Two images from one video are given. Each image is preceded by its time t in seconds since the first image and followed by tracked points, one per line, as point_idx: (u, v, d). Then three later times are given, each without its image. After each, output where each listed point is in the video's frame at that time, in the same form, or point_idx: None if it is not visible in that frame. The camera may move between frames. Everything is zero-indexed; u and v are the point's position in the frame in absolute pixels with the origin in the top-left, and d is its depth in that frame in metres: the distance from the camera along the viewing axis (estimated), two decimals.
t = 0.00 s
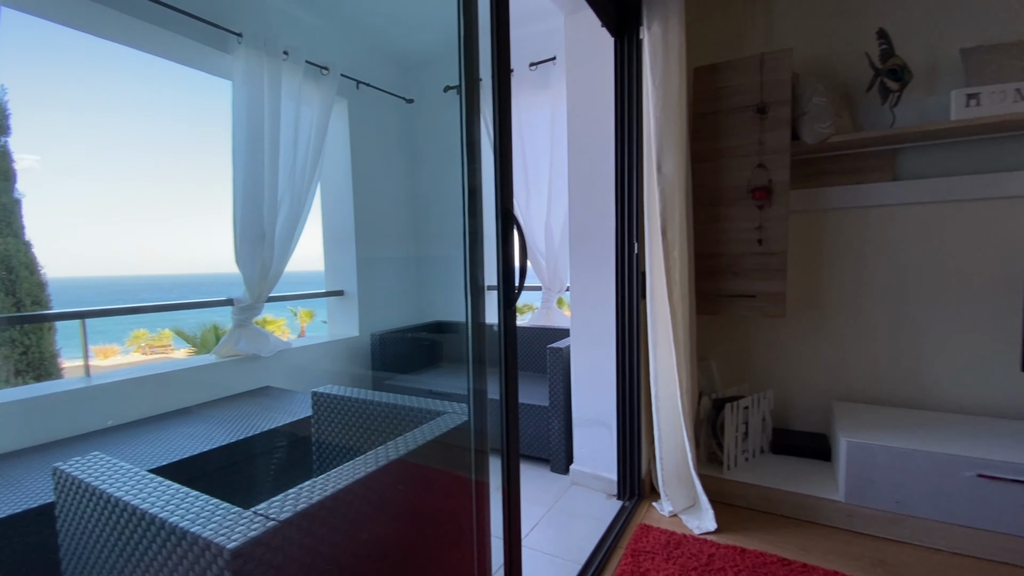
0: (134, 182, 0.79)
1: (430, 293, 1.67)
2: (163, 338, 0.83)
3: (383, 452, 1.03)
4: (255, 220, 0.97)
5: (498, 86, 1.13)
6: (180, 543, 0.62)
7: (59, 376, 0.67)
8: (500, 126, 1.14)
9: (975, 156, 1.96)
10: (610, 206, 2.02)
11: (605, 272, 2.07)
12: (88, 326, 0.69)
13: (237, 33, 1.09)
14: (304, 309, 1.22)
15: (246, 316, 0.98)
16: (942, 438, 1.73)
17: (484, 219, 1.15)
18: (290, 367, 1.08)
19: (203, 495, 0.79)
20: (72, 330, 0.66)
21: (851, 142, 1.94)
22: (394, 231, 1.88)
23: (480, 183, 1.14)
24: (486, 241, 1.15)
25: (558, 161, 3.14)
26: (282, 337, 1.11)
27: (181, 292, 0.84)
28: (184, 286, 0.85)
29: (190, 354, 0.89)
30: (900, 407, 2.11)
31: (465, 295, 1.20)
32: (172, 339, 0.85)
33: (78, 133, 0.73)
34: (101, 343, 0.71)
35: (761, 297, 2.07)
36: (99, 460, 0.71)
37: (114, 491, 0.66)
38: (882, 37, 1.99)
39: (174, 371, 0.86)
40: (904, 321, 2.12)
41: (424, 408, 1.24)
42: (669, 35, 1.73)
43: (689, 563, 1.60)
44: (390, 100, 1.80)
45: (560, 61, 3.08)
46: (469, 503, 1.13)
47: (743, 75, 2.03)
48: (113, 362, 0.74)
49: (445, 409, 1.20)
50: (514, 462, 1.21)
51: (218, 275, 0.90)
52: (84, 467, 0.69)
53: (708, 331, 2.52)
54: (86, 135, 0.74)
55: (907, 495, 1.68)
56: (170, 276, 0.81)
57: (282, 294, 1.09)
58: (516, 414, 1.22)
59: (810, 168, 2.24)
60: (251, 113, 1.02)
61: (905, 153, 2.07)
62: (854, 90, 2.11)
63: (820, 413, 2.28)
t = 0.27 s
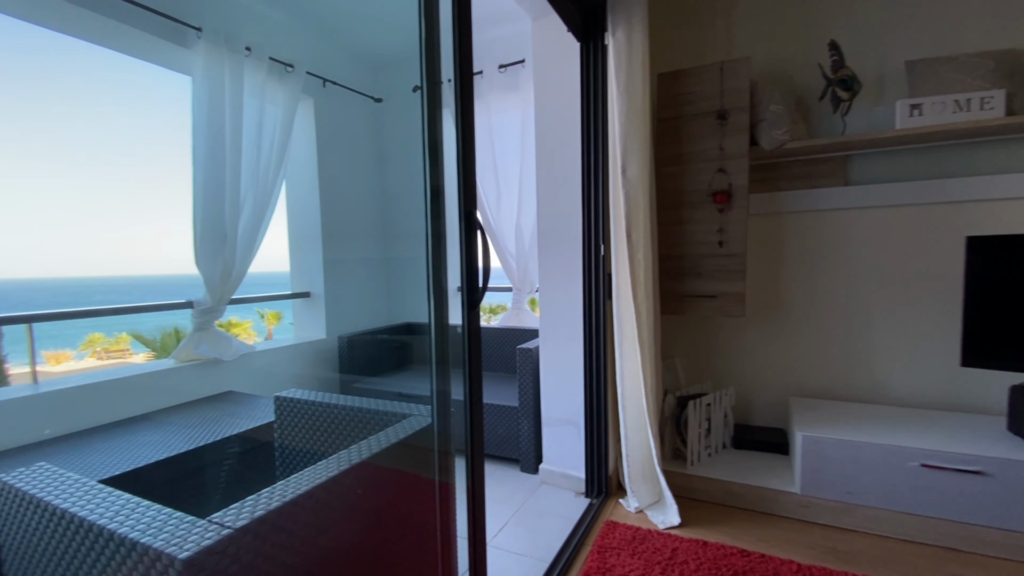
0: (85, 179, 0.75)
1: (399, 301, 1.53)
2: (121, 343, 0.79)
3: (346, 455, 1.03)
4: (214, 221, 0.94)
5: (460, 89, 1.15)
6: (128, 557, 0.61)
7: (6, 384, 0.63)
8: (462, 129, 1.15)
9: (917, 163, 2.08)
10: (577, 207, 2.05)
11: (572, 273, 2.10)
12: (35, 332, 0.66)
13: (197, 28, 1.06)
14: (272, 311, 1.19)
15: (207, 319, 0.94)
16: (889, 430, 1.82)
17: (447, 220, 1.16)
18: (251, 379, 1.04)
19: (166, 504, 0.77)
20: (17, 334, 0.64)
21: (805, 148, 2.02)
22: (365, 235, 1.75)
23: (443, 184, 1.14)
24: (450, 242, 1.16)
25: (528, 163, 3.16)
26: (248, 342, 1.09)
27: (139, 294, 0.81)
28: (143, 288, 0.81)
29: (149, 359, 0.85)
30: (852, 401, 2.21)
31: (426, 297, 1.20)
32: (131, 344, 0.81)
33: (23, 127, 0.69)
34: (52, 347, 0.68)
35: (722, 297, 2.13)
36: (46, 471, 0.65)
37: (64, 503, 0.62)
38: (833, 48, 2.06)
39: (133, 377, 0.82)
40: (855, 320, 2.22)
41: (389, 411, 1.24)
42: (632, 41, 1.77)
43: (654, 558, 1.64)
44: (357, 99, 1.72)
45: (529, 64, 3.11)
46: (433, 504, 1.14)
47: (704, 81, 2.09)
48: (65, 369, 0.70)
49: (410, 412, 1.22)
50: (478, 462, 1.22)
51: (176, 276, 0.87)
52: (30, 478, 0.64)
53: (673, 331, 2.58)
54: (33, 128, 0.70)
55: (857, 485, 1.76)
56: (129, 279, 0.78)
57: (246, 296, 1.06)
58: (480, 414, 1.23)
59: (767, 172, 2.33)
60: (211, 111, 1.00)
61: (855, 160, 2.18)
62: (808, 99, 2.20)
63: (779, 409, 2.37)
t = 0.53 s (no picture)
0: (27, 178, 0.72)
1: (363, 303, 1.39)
2: (74, 348, 0.76)
3: (306, 461, 1.01)
4: (171, 222, 0.90)
5: (419, 91, 1.15)
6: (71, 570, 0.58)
7: None
8: (422, 132, 1.16)
9: (865, 170, 2.19)
10: (543, 210, 2.07)
11: (539, 275, 2.12)
12: None
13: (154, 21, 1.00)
14: (239, 313, 1.13)
15: (165, 323, 0.91)
16: (840, 424, 1.91)
17: (407, 222, 1.16)
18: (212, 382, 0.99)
19: (118, 515, 0.73)
20: None
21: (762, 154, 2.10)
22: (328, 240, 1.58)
23: (403, 186, 1.14)
24: (410, 243, 1.16)
25: (497, 165, 3.17)
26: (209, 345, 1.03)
27: (91, 298, 0.77)
28: (95, 292, 0.78)
29: (106, 364, 0.83)
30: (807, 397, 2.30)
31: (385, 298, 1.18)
32: (84, 348, 0.78)
33: None
34: None
35: (685, 298, 2.19)
36: None
37: None
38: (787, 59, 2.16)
39: (83, 383, 0.79)
40: (809, 319, 2.32)
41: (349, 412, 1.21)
42: (596, 47, 1.80)
43: (618, 554, 1.67)
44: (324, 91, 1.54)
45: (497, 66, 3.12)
46: (395, 505, 1.14)
47: (666, 88, 2.15)
48: (15, 376, 0.69)
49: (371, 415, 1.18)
50: (440, 461, 1.24)
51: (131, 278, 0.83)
52: None
53: (639, 331, 2.64)
54: None
55: (810, 477, 1.84)
56: (74, 280, 0.75)
57: (210, 299, 1.00)
58: (440, 413, 1.25)
59: (726, 177, 2.41)
60: (167, 107, 0.95)
61: (809, 166, 2.28)
62: (765, 107, 2.29)
63: (740, 406, 2.45)
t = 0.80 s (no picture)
0: None
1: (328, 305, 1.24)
2: (22, 353, 0.66)
3: (260, 469, 1.02)
4: (122, 221, 0.82)
5: (381, 92, 1.15)
6: None
7: None
8: (382, 132, 1.16)
9: (819, 175, 2.28)
10: (512, 211, 2.08)
11: (507, 276, 2.12)
12: None
13: (105, 12, 0.89)
14: (201, 315, 1.03)
15: (118, 326, 0.80)
16: (797, 419, 1.99)
17: (366, 223, 1.15)
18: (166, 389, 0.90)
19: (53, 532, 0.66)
20: None
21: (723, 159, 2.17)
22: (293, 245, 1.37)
23: (363, 186, 1.12)
24: (371, 244, 1.15)
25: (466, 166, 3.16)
26: (170, 350, 0.93)
27: (35, 299, 0.67)
28: (40, 291, 0.68)
29: (58, 370, 0.71)
30: (766, 393, 2.39)
31: (346, 301, 1.17)
32: (34, 353, 0.68)
33: None
34: None
35: (650, 298, 2.24)
36: None
37: None
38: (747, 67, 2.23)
39: (31, 392, 0.67)
40: (768, 318, 2.40)
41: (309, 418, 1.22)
42: (562, 51, 1.83)
43: (585, 551, 1.69)
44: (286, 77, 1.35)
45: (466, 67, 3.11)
46: (355, 506, 1.16)
47: (631, 92, 2.19)
48: None
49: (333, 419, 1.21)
50: (403, 466, 1.23)
51: (80, 279, 0.74)
52: None
53: (606, 331, 2.68)
54: None
55: (769, 471, 1.90)
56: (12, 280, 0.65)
57: (168, 302, 0.92)
58: (404, 416, 1.24)
59: (689, 181, 2.47)
60: (117, 98, 0.86)
61: (767, 170, 2.36)
62: (726, 112, 2.36)
63: (704, 403, 2.51)
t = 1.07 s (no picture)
0: None
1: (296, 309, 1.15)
2: None
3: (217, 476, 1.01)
4: (72, 221, 0.79)
5: (340, 91, 1.14)
6: None
7: None
8: (343, 131, 1.15)
9: (776, 178, 2.37)
10: (480, 212, 2.08)
11: (476, 277, 2.12)
12: None
13: None
14: (160, 318, 0.97)
15: (66, 330, 0.74)
16: (757, 414, 2.06)
17: (326, 223, 1.13)
18: (118, 398, 0.86)
19: None
20: None
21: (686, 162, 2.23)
22: (262, 258, 1.20)
23: (323, 185, 1.12)
24: (332, 244, 1.14)
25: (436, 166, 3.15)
26: (125, 353, 0.88)
27: None
28: None
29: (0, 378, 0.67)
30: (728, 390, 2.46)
31: (304, 304, 1.14)
32: None
33: None
34: None
35: (617, 298, 2.28)
36: None
37: None
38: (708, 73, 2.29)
39: None
40: (730, 317, 2.47)
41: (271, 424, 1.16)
42: (528, 53, 1.84)
43: (553, 549, 1.71)
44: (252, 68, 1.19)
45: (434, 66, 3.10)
46: (315, 512, 1.14)
47: (598, 96, 2.23)
48: None
49: (293, 422, 1.17)
50: (367, 468, 1.22)
51: (24, 281, 0.70)
52: None
53: (575, 331, 2.70)
54: None
55: (730, 465, 1.97)
56: None
57: (123, 303, 0.88)
58: (367, 419, 1.23)
59: (655, 183, 2.53)
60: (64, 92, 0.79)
61: (728, 174, 2.44)
62: (689, 117, 2.42)
63: (670, 400, 2.57)
